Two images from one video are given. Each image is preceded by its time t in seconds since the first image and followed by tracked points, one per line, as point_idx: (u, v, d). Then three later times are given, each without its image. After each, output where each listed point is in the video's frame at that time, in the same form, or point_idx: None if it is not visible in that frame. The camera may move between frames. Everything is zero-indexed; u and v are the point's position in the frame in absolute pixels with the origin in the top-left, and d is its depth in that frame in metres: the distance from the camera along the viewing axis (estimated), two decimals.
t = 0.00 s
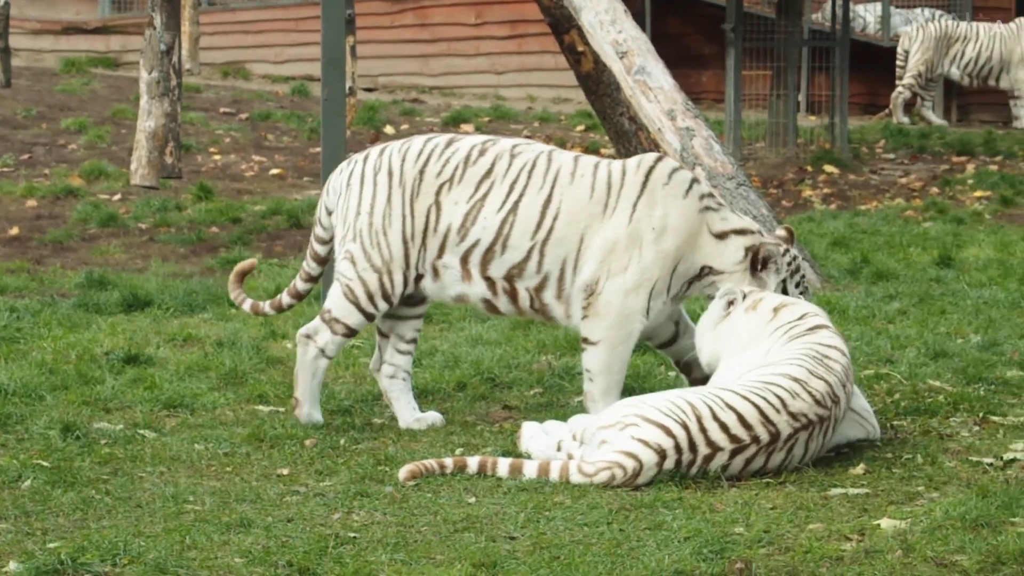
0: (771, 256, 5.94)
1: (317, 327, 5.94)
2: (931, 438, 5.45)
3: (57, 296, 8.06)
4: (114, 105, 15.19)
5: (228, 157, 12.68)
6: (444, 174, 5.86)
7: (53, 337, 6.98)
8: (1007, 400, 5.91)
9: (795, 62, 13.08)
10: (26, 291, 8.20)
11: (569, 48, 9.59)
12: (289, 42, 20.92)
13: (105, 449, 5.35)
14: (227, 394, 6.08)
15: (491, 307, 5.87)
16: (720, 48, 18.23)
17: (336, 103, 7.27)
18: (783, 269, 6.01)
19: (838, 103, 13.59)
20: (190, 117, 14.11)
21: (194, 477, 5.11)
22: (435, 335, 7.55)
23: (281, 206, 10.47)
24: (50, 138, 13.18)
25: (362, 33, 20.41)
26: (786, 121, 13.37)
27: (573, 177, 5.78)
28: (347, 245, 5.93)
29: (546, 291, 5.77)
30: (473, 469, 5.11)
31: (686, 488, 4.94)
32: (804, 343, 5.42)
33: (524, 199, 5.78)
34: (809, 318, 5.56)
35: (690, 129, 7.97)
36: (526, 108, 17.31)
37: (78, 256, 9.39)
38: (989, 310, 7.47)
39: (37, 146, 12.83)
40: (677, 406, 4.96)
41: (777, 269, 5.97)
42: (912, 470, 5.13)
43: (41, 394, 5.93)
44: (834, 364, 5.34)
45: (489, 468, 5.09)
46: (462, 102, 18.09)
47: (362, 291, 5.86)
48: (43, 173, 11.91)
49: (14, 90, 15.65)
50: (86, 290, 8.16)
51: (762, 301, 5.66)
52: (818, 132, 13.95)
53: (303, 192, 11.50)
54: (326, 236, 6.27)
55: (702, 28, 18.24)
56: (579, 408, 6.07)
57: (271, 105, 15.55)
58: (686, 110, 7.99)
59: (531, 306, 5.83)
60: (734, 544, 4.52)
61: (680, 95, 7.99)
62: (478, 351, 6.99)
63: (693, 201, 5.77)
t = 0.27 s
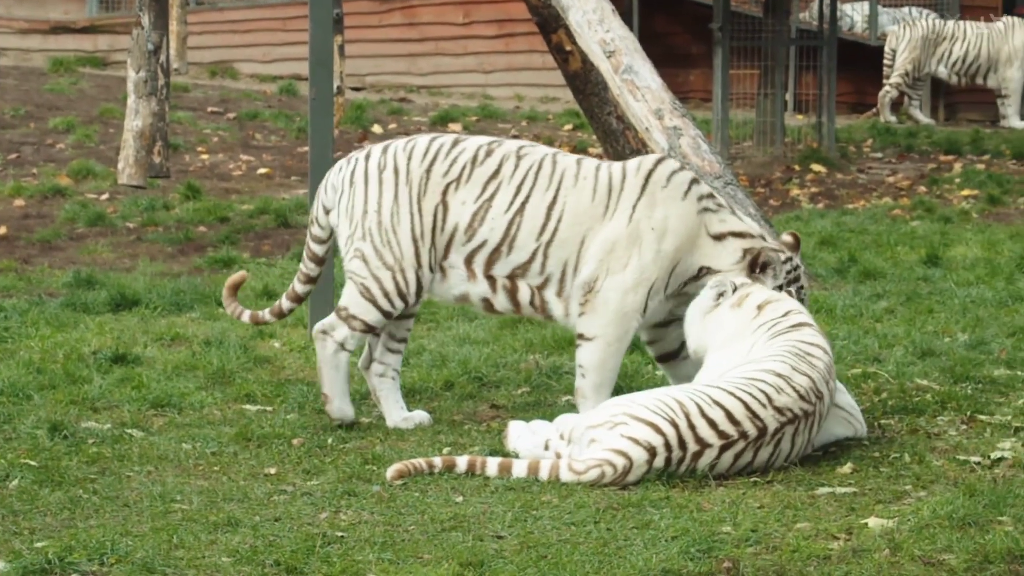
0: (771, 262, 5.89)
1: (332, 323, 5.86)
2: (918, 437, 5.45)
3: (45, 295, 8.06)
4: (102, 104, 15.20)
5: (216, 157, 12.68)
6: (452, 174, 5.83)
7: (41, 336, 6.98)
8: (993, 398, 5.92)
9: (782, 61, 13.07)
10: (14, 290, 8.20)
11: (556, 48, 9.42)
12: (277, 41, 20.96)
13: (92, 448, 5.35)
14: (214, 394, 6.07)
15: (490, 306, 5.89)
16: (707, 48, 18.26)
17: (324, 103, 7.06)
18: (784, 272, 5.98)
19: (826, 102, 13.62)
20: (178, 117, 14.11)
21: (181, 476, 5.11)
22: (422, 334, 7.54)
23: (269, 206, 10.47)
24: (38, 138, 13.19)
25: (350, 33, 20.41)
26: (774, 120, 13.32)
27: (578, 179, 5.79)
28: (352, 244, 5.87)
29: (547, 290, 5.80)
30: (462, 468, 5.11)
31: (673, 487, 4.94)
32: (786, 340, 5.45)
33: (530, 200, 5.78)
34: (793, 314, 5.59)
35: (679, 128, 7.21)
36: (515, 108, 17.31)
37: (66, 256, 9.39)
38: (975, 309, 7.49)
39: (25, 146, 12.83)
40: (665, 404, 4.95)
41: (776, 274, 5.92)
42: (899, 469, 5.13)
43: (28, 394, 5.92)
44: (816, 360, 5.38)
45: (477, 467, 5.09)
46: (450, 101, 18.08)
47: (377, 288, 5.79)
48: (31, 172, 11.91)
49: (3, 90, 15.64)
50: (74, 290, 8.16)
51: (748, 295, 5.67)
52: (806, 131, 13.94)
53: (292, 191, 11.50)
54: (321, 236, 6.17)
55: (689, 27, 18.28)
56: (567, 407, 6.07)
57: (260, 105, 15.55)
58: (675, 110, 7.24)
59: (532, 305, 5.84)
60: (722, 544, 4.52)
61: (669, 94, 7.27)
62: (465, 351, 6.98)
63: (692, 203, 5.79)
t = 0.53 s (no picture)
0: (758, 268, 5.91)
1: (373, 330, 5.87)
2: (906, 436, 5.46)
3: (32, 294, 8.05)
4: (90, 103, 15.18)
5: (204, 156, 12.67)
6: (466, 172, 5.85)
7: (28, 336, 6.97)
8: (980, 397, 5.92)
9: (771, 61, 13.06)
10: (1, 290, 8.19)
11: (544, 46, 9.52)
12: (266, 41, 20.98)
13: (80, 447, 5.35)
14: (203, 393, 6.07)
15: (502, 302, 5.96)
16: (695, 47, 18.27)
17: (313, 102, 7.30)
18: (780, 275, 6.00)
19: (814, 100, 13.60)
20: (166, 116, 14.10)
21: (169, 476, 5.11)
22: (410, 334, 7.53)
23: (257, 205, 10.46)
24: (25, 137, 13.18)
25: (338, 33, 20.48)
26: (762, 120, 13.36)
27: (591, 177, 5.82)
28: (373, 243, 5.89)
29: (557, 288, 5.86)
30: (450, 468, 5.10)
31: (661, 486, 4.93)
32: (773, 340, 5.45)
33: (544, 198, 5.82)
34: (781, 314, 5.59)
35: (666, 127, 7.07)
36: (504, 106, 17.29)
37: (54, 255, 9.38)
38: (963, 308, 7.49)
39: (12, 145, 12.83)
40: (655, 403, 4.95)
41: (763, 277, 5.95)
42: (887, 468, 5.13)
43: (14, 393, 5.92)
44: (803, 361, 5.38)
45: (466, 466, 5.08)
46: (437, 100, 18.05)
47: (408, 286, 5.81)
48: (19, 172, 11.91)
49: None
50: (62, 289, 8.16)
51: (739, 292, 5.66)
52: (794, 132, 13.94)
53: (280, 190, 11.49)
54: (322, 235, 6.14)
55: (677, 27, 18.28)
56: (555, 407, 6.07)
57: (248, 104, 15.55)
58: (663, 109, 7.13)
59: (543, 302, 5.91)
60: (709, 543, 4.52)
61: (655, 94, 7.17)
62: (453, 350, 6.99)
63: (697, 206, 5.79)
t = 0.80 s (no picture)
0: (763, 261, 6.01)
1: (420, 340, 5.83)
2: (895, 435, 5.46)
3: (22, 294, 8.05)
4: (79, 103, 15.17)
5: (194, 156, 12.67)
6: (479, 170, 5.81)
7: (18, 336, 6.97)
8: (969, 395, 5.93)
9: (759, 60, 13.12)
10: None
11: (533, 46, 9.59)
12: (256, 41, 21.09)
13: (69, 447, 5.35)
14: (193, 393, 6.07)
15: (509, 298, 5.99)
16: (685, 47, 18.21)
17: (302, 102, 7.28)
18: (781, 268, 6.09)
19: (803, 100, 13.62)
20: (156, 116, 14.10)
21: (158, 475, 5.11)
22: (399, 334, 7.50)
23: (246, 205, 10.45)
24: (15, 137, 13.18)
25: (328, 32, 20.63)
26: (751, 119, 13.35)
27: (597, 174, 5.86)
28: (397, 245, 5.77)
29: (565, 284, 5.90)
30: (441, 467, 5.10)
31: (650, 486, 4.93)
32: (767, 339, 5.44)
33: (555, 196, 5.82)
34: (774, 313, 5.59)
35: (655, 126, 7.19)
36: (494, 105, 17.28)
37: (43, 255, 9.38)
38: (952, 308, 7.50)
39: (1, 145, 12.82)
40: (645, 402, 4.94)
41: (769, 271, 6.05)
42: (876, 467, 5.14)
43: (2, 393, 5.92)
44: (795, 360, 5.38)
45: (456, 466, 5.08)
46: (427, 100, 18.01)
47: (442, 285, 5.72)
48: (8, 172, 11.90)
49: None
50: (52, 289, 8.16)
51: (732, 291, 5.68)
52: (783, 131, 13.94)
53: (269, 190, 11.48)
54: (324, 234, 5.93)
55: (668, 26, 18.27)
56: (544, 407, 6.08)
57: (237, 104, 15.53)
58: (652, 109, 7.25)
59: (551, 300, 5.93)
60: (699, 542, 4.53)
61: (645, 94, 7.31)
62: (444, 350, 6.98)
63: (701, 203, 5.86)
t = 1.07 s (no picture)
0: (790, 238, 6.03)
1: (456, 350, 5.81)
2: (883, 434, 5.47)
3: (10, 294, 8.05)
4: (68, 103, 15.15)
5: (182, 155, 12.66)
6: (489, 171, 5.82)
7: (6, 336, 6.97)
8: (956, 395, 5.94)
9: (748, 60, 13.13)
10: None
11: (521, 45, 9.77)
12: (244, 41, 21.16)
13: (57, 446, 5.35)
14: (181, 392, 6.07)
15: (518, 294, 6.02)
16: (673, 46, 18.20)
17: (290, 102, 7.28)
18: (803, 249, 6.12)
19: (791, 100, 13.62)
20: (144, 116, 14.07)
21: (145, 475, 5.11)
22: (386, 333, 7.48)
23: (234, 205, 10.45)
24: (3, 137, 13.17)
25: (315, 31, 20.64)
26: (738, 119, 13.37)
27: (606, 171, 5.90)
28: (409, 250, 5.77)
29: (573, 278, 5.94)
30: (429, 466, 5.10)
31: (638, 485, 4.93)
32: (758, 339, 5.44)
33: (564, 193, 5.85)
34: (765, 314, 5.58)
35: (643, 125, 7.29)
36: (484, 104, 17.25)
37: (31, 255, 9.37)
38: (940, 307, 7.52)
39: None
40: (632, 401, 4.95)
41: (796, 249, 6.07)
42: (864, 466, 5.14)
43: None
44: (786, 360, 5.37)
45: (445, 465, 5.08)
46: (416, 100, 17.89)
47: (456, 291, 5.74)
48: None
49: None
50: (40, 289, 8.15)
51: (726, 289, 5.66)
52: (772, 131, 13.96)
53: (257, 190, 11.46)
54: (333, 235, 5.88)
55: (656, 26, 18.26)
56: (533, 406, 6.08)
57: (226, 104, 15.52)
58: (641, 109, 7.35)
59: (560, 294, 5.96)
60: (686, 541, 4.53)
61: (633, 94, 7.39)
62: (432, 350, 6.97)
63: (715, 194, 5.90)
